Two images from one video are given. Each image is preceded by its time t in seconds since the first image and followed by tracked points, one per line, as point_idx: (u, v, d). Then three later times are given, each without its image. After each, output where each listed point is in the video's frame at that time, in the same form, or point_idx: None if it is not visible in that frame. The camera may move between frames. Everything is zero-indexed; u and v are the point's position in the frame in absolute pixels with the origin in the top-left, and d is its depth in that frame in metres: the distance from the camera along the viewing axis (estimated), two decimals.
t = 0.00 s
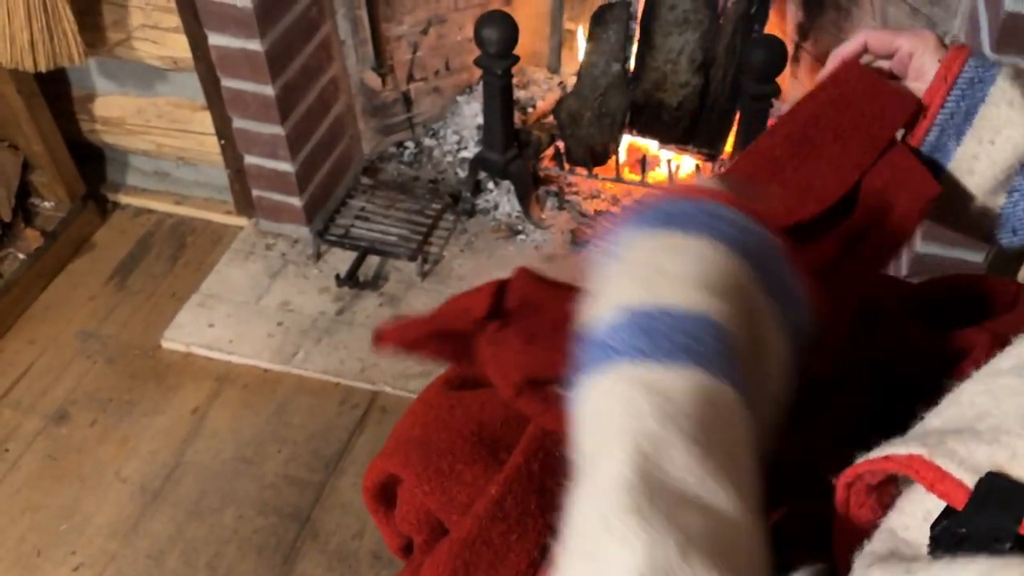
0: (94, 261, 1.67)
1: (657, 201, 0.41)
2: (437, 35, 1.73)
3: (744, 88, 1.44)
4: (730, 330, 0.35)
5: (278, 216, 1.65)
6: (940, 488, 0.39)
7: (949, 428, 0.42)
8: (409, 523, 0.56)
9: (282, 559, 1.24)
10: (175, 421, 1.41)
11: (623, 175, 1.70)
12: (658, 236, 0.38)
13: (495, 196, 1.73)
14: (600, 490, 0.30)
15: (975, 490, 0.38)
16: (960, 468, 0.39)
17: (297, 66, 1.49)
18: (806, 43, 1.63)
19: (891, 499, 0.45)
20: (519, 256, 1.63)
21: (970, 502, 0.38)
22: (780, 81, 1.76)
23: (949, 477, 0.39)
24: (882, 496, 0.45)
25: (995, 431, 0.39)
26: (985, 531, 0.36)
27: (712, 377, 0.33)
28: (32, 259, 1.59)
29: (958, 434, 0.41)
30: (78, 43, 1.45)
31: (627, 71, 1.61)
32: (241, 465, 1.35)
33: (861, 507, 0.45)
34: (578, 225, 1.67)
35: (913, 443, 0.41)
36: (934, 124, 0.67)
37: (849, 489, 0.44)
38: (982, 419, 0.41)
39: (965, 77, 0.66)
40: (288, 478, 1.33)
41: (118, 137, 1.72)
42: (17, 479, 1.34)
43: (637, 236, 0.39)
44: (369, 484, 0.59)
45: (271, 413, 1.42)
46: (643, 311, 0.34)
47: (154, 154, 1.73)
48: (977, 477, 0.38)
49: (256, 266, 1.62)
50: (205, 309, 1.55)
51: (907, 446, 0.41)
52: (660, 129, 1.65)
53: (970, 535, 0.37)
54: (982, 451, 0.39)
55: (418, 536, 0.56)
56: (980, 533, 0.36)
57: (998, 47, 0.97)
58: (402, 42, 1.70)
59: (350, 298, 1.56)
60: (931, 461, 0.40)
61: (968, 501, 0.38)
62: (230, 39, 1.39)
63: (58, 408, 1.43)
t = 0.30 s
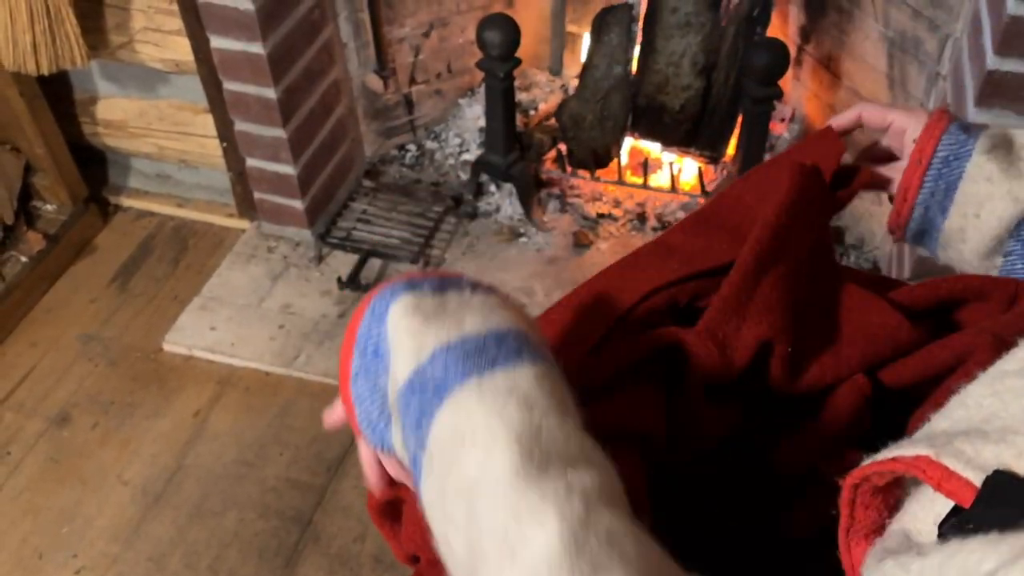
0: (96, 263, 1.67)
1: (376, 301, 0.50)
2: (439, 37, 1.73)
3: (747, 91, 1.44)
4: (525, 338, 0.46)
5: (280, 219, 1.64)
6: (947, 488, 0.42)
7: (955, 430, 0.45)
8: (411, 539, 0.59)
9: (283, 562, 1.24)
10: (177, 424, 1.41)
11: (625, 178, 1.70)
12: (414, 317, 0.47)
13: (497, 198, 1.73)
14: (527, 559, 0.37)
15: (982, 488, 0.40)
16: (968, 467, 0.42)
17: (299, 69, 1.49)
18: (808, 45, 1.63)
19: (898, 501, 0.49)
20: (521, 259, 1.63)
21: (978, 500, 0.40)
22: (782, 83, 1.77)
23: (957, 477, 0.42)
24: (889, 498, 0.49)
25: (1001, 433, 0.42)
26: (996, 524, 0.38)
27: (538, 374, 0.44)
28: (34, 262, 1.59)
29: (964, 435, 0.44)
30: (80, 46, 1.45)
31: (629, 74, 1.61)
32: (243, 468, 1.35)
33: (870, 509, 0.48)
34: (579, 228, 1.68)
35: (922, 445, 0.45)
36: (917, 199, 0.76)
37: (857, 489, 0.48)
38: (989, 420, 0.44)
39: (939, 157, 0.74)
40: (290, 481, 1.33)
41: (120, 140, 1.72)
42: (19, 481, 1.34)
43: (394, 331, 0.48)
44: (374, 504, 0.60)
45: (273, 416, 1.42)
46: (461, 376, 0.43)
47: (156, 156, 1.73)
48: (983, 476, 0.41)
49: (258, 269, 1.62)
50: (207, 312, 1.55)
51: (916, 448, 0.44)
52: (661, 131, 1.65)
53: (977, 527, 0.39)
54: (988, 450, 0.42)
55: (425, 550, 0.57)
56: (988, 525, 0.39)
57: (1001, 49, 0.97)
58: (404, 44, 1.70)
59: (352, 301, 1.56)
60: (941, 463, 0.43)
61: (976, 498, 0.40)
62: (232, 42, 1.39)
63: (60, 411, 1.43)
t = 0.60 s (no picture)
0: (98, 266, 1.68)
1: (353, 474, 0.56)
2: (442, 41, 1.74)
3: (748, 94, 1.44)
4: (495, 510, 0.50)
5: (283, 221, 1.65)
6: (945, 503, 0.43)
7: (952, 441, 0.46)
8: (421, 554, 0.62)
9: (286, 564, 1.24)
10: (180, 426, 1.42)
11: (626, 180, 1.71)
12: (389, 507, 0.53)
13: (499, 201, 1.73)
14: None
15: (980, 504, 0.41)
16: (965, 483, 0.42)
17: (302, 72, 1.49)
18: (809, 48, 1.64)
19: (893, 509, 0.49)
20: (522, 262, 1.63)
21: (976, 518, 0.41)
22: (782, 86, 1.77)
23: (955, 494, 0.42)
24: (884, 505, 0.49)
25: (998, 446, 0.43)
26: (991, 542, 0.40)
27: (519, 558, 0.48)
28: (38, 264, 1.60)
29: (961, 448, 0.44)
30: (84, 49, 1.45)
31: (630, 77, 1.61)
32: (245, 470, 1.36)
33: (865, 517, 0.49)
34: (581, 230, 1.68)
35: (918, 458, 0.45)
36: (925, 181, 0.73)
37: (852, 499, 0.49)
38: (985, 432, 0.44)
39: (958, 145, 0.70)
40: (292, 483, 1.34)
41: (123, 143, 1.73)
42: (23, 483, 1.34)
43: (376, 516, 0.54)
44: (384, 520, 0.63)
45: (275, 419, 1.42)
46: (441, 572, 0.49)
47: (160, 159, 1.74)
48: (981, 492, 0.42)
49: (261, 271, 1.62)
50: (210, 315, 1.55)
51: (913, 462, 0.45)
52: (663, 134, 1.65)
53: (976, 545, 0.41)
54: (985, 465, 0.42)
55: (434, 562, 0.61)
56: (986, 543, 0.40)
57: (1002, 53, 0.98)
58: (406, 48, 1.71)
59: (354, 304, 1.57)
60: (938, 479, 0.43)
61: (974, 515, 0.41)
62: (235, 45, 1.40)
63: (63, 413, 1.44)
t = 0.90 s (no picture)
0: (101, 269, 1.68)
1: (399, 455, 0.57)
2: (444, 44, 1.74)
3: (749, 98, 1.44)
4: (540, 522, 0.53)
5: (285, 224, 1.65)
6: (945, 527, 0.43)
7: (950, 456, 0.46)
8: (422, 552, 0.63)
9: (287, 566, 1.25)
10: (182, 428, 1.42)
11: (627, 183, 1.72)
12: (436, 498, 0.54)
13: (500, 204, 1.73)
14: None
15: (980, 527, 0.41)
16: (966, 506, 0.43)
17: (304, 75, 1.50)
18: (810, 51, 1.64)
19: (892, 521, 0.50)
20: (524, 264, 1.64)
21: (977, 541, 0.41)
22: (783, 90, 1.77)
23: (955, 517, 0.43)
24: (882, 519, 0.50)
25: (997, 465, 0.43)
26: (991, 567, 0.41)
27: (564, 566, 0.50)
28: (41, 267, 1.60)
29: (960, 468, 0.45)
30: (87, 53, 1.45)
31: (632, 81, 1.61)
32: (247, 472, 1.36)
33: (862, 531, 0.50)
34: (582, 233, 1.68)
35: (916, 479, 0.45)
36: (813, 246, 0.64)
37: (848, 514, 0.50)
38: (984, 450, 0.45)
39: (812, 190, 0.63)
40: (294, 485, 1.34)
41: (126, 146, 1.73)
42: (25, 485, 1.35)
43: (421, 504, 0.55)
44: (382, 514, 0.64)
45: (277, 421, 1.42)
46: (489, 570, 0.51)
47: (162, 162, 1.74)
48: (981, 515, 0.42)
49: (263, 273, 1.62)
50: (212, 317, 1.55)
51: (912, 482, 0.45)
52: (663, 137, 1.65)
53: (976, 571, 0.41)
54: (985, 486, 0.43)
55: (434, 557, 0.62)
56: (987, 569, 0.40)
57: (1002, 56, 0.98)
58: (408, 51, 1.71)
59: (356, 306, 1.57)
60: (938, 501, 0.44)
61: (974, 538, 0.41)
62: (238, 48, 1.40)
63: (66, 415, 1.44)
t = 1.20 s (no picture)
0: (103, 271, 1.68)
1: (421, 471, 0.57)
2: (445, 47, 1.74)
3: (750, 100, 1.44)
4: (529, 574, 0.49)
5: (286, 226, 1.65)
6: (940, 524, 0.43)
7: (948, 457, 0.46)
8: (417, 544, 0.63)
9: (289, 568, 1.25)
10: (184, 430, 1.42)
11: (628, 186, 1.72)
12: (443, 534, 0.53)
13: (501, 207, 1.74)
14: None
15: (975, 526, 0.41)
16: (961, 505, 0.43)
17: (306, 77, 1.50)
18: (811, 54, 1.64)
19: (891, 520, 0.50)
20: (525, 266, 1.64)
21: (972, 540, 0.41)
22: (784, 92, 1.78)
23: (951, 516, 0.43)
24: (882, 517, 0.50)
25: (994, 466, 0.43)
26: (984, 566, 0.40)
27: None
28: (43, 269, 1.60)
29: (958, 468, 0.45)
30: (89, 55, 1.46)
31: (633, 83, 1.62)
32: (248, 474, 1.36)
33: (862, 529, 0.50)
34: (583, 236, 1.68)
35: (915, 477, 0.45)
36: None
37: (848, 511, 0.50)
38: (983, 450, 0.45)
39: None
40: (296, 487, 1.34)
41: (128, 149, 1.73)
42: (27, 487, 1.35)
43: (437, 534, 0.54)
44: (380, 502, 0.64)
45: (278, 423, 1.42)
46: None
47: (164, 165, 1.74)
48: (977, 514, 0.42)
49: (264, 275, 1.63)
50: (213, 319, 1.56)
51: (910, 481, 0.45)
52: (664, 140, 1.66)
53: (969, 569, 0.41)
54: (982, 487, 0.43)
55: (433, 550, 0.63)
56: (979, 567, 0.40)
57: (1003, 59, 0.98)
58: (410, 54, 1.71)
59: (357, 308, 1.57)
60: (934, 499, 0.44)
61: (968, 537, 0.41)
62: (239, 51, 1.40)
63: (67, 417, 1.44)
